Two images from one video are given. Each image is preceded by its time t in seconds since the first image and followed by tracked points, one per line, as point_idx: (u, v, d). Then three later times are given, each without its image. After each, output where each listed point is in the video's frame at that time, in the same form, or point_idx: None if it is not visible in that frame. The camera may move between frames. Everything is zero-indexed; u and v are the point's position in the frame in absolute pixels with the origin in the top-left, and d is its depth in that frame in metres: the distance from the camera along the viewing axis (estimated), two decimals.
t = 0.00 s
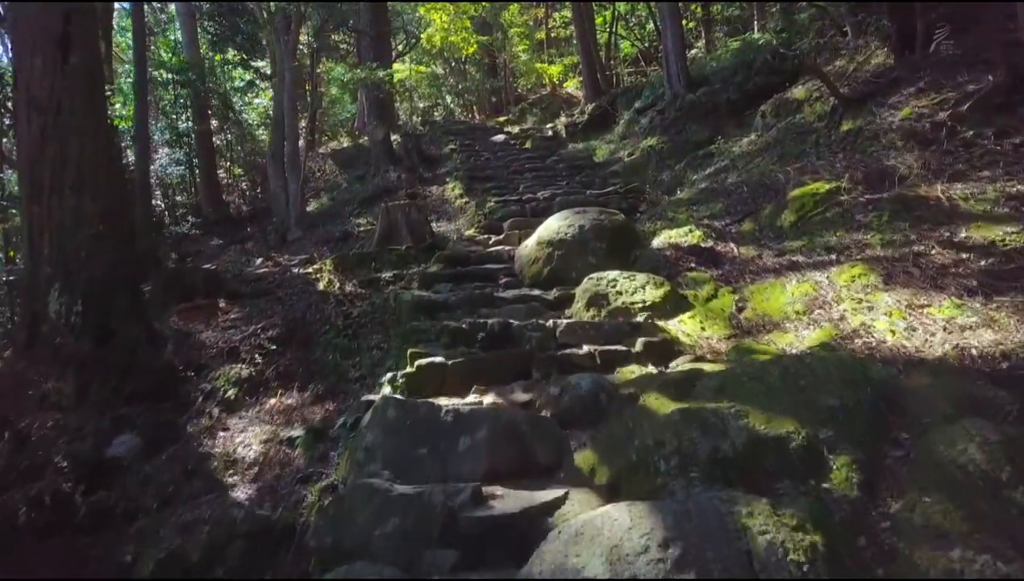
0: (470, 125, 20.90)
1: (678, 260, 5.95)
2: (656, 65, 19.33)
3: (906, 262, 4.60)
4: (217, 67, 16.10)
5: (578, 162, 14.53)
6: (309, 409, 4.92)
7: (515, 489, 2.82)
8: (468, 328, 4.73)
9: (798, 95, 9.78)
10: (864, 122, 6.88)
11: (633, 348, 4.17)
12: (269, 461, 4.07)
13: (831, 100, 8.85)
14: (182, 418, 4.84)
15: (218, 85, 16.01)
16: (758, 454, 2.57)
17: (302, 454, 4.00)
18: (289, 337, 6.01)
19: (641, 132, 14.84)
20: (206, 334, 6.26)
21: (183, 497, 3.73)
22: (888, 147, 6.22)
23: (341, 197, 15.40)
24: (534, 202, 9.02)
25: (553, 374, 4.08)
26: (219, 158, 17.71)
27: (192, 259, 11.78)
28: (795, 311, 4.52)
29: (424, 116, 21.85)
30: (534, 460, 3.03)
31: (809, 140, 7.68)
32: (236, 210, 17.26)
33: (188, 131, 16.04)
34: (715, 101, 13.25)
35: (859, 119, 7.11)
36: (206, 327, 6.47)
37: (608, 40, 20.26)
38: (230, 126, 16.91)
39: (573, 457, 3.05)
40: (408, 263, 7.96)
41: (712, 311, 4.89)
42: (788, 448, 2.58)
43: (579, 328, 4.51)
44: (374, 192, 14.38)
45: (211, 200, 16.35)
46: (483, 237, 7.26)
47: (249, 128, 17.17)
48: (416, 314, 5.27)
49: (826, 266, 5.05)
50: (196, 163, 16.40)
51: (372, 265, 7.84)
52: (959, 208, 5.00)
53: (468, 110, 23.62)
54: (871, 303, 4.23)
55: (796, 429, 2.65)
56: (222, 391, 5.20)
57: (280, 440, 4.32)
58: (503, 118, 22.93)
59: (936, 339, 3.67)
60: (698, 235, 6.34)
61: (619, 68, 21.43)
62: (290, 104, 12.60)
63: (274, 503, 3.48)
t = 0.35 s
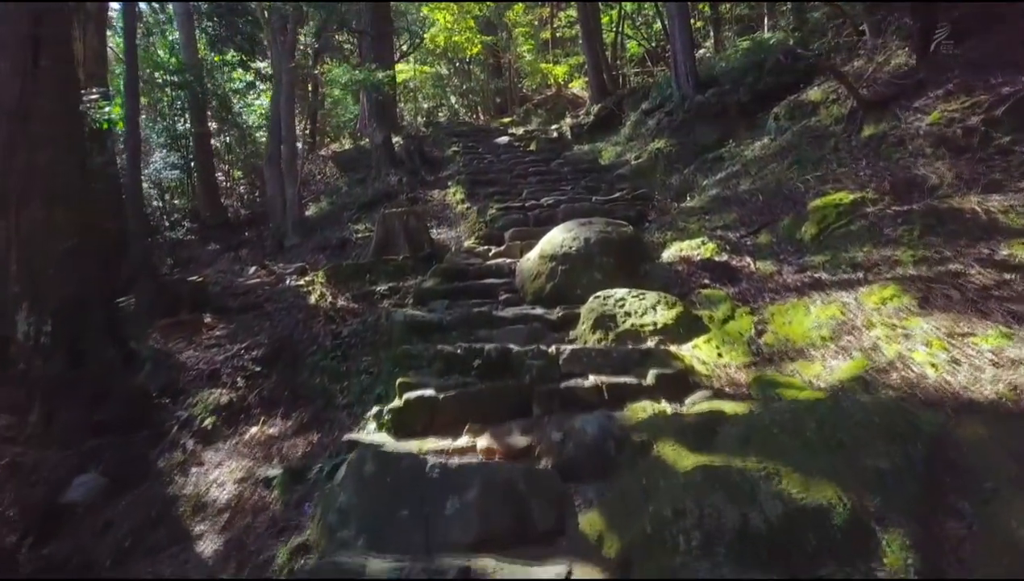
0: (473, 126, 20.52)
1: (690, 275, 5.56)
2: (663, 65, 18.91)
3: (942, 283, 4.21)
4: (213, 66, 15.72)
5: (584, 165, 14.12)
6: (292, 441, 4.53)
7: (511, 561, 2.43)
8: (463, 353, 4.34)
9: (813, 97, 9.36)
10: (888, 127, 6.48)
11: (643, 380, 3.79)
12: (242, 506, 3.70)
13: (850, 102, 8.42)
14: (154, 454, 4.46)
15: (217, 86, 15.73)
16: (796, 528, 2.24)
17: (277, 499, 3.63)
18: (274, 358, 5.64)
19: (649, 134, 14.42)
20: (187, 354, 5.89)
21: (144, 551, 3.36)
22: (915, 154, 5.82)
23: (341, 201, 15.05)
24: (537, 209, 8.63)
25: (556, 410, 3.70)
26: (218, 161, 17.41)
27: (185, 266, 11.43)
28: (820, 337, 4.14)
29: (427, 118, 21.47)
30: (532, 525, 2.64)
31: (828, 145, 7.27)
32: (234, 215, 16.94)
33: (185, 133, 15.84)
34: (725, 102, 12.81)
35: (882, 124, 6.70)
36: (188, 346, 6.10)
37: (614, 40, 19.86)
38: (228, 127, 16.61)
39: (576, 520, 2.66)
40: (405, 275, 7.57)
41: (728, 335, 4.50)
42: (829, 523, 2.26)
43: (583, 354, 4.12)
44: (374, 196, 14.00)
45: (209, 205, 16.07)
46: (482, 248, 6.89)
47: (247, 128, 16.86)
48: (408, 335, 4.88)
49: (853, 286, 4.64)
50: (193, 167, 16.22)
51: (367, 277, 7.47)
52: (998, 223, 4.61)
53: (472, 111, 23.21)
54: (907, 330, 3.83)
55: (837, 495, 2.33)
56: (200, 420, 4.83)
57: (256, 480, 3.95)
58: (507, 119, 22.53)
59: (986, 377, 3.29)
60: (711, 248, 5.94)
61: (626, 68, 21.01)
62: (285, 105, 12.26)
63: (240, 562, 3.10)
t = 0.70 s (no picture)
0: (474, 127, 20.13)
1: (700, 291, 5.19)
2: (668, 65, 18.51)
3: (979, 306, 3.86)
4: (207, 67, 15.42)
5: (586, 168, 13.74)
6: (267, 477, 4.15)
7: None
8: (453, 382, 3.96)
9: (825, 98, 8.98)
10: (910, 132, 6.09)
11: (652, 418, 3.40)
12: (203, 557, 3.35)
13: (865, 104, 8.04)
14: (115, 492, 4.12)
15: (211, 88, 15.48)
16: None
17: (243, 551, 3.27)
18: (254, 382, 5.26)
19: (653, 136, 14.04)
20: (161, 375, 5.53)
21: None
22: (941, 162, 5.44)
23: (337, 206, 14.68)
24: (537, 217, 8.25)
25: (555, 452, 3.32)
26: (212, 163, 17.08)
27: (174, 273, 11.07)
28: (846, 366, 3.78)
29: (426, 119, 21.09)
30: None
31: (843, 150, 6.88)
32: (229, 218, 16.58)
33: (178, 135, 15.57)
34: (732, 103, 12.41)
35: (902, 128, 6.32)
36: (163, 366, 5.73)
37: (618, 39, 19.45)
38: (222, 128, 16.28)
39: None
40: (397, 287, 7.19)
41: (744, 360, 4.12)
42: None
43: (585, 385, 3.74)
44: (371, 199, 13.62)
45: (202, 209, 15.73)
46: (478, 260, 6.50)
47: (242, 130, 16.53)
48: (395, 359, 4.51)
49: (879, 307, 4.25)
50: (187, 171, 15.94)
51: (357, 289, 7.10)
52: None
53: (473, 111, 22.84)
54: (945, 362, 3.53)
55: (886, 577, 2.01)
56: (169, 451, 4.47)
57: (222, 525, 3.59)
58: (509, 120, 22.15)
59: None
60: (722, 262, 5.57)
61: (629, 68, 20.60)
62: (278, 107, 11.93)
63: None
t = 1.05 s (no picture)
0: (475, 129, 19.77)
1: (712, 311, 4.81)
2: (672, 65, 18.12)
3: None
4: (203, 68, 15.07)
5: (589, 171, 13.34)
6: (235, 521, 3.79)
7: None
8: (440, 417, 3.60)
9: (839, 100, 8.57)
10: (934, 137, 5.71)
11: (662, 467, 3.04)
12: None
13: (883, 107, 7.63)
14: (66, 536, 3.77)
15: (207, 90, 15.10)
16: None
17: None
18: (230, 408, 4.90)
19: (658, 138, 13.64)
20: (133, 399, 5.18)
21: None
22: (970, 171, 5.07)
23: (333, 210, 14.35)
24: (537, 226, 7.85)
25: (551, 506, 2.97)
26: (208, 166, 16.72)
27: (163, 282, 10.74)
28: (878, 403, 3.40)
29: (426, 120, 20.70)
30: None
31: (862, 156, 6.48)
32: (224, 222, 16.23)
33: (171, 139, 15.22)
34: (740, 104, 12.00)
35: (925, 134, 5.94)
36: (135, 389, 5.37)
37: (621, 38, 19.08)
38: (217, 130, 15.92)
39: None
40: (389, 300, 6.81)
41: (761, 393, 3.74)
42: None
43: (587, 425, 3.37)
44: (368, 204, 13.24)
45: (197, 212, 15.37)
46: (473, 272, 6.12)
47: (238, 132, 16.14)
48: (379, 388, 4.14)
49: (911, 333, 3.86)
50: (181, 174, 15.59)
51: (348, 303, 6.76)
52: None
53: (475, 112, 22.44)
54: (992, 403, 3.09)
55: None
56: (132, 487, 4.13)
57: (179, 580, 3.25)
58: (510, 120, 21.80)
59: None
60: (734, 278, 5.18)
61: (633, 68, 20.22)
62: (272, 109, 11.57)
63: None
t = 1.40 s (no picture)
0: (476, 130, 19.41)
1: (723, 333, 4.43)
2: (677, 65, 17.76)
3: None
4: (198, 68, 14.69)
5: (591, 174, 12.98)
6: (194, 572, 3.40)
7: None
8: (422, 460, 3.22)
9: (853, 101, 8.21)
10: (960, 141, 5.34)
11: (672, 526, 2.69)
12: None
13: (900, 108, 7.27)
14: None
15: (203, 90, 14.71)
16: None
17: None
18: (200, 436, 4.52)
19: (662, 140, 13.27)
20: (97, 427, 4.80)
21: None
22: (1003, 180, 4.70)
23: (329, 214, 13.99)
24: (536, 234, 7.48)
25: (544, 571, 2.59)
26: (202, 169, 16.37)
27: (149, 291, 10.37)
28: (913, 446, 3.04)
29: (427, 121, 20.34)
30: None
31: (880, 161, 6.12)
32: (218, 226, 15.86)
33: (164, 142, 14.89)
34: (747, 106, 11.63)
35: (950, 138, 5.57)
36: (101, 415, 4.99)
37: (625, 38, 18.72)
38: (212, 130, 15.56)
39: None
40: (378, 315, 6.43)
41: (780, 429, 3.37)
42: None
43: (587, 471, 3.00)
44: (364, 207, 12.88)
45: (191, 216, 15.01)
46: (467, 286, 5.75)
47: (233, 133, 15.80)
48: (358, 421, 3.76)
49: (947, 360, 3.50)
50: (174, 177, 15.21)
51: (335, 318, 6.39)
52: None
53: (477, 113, 22.08)
54: None
55: None
56: (86, 532, 3.75)
57: None
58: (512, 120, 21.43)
59: None
60: (746, 295, 4.83)
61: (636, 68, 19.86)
62: (264, 109, 11.17)
63: None
